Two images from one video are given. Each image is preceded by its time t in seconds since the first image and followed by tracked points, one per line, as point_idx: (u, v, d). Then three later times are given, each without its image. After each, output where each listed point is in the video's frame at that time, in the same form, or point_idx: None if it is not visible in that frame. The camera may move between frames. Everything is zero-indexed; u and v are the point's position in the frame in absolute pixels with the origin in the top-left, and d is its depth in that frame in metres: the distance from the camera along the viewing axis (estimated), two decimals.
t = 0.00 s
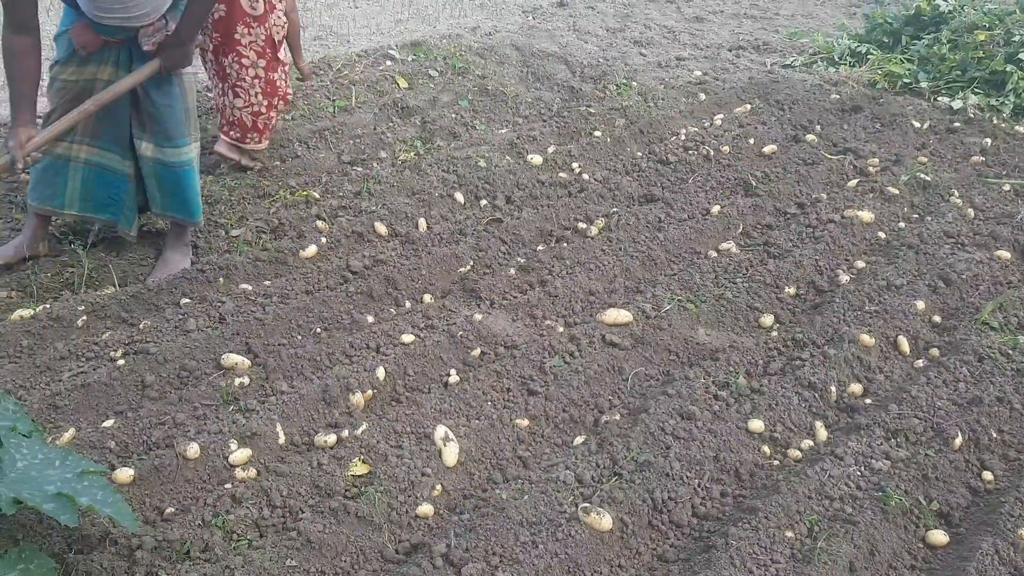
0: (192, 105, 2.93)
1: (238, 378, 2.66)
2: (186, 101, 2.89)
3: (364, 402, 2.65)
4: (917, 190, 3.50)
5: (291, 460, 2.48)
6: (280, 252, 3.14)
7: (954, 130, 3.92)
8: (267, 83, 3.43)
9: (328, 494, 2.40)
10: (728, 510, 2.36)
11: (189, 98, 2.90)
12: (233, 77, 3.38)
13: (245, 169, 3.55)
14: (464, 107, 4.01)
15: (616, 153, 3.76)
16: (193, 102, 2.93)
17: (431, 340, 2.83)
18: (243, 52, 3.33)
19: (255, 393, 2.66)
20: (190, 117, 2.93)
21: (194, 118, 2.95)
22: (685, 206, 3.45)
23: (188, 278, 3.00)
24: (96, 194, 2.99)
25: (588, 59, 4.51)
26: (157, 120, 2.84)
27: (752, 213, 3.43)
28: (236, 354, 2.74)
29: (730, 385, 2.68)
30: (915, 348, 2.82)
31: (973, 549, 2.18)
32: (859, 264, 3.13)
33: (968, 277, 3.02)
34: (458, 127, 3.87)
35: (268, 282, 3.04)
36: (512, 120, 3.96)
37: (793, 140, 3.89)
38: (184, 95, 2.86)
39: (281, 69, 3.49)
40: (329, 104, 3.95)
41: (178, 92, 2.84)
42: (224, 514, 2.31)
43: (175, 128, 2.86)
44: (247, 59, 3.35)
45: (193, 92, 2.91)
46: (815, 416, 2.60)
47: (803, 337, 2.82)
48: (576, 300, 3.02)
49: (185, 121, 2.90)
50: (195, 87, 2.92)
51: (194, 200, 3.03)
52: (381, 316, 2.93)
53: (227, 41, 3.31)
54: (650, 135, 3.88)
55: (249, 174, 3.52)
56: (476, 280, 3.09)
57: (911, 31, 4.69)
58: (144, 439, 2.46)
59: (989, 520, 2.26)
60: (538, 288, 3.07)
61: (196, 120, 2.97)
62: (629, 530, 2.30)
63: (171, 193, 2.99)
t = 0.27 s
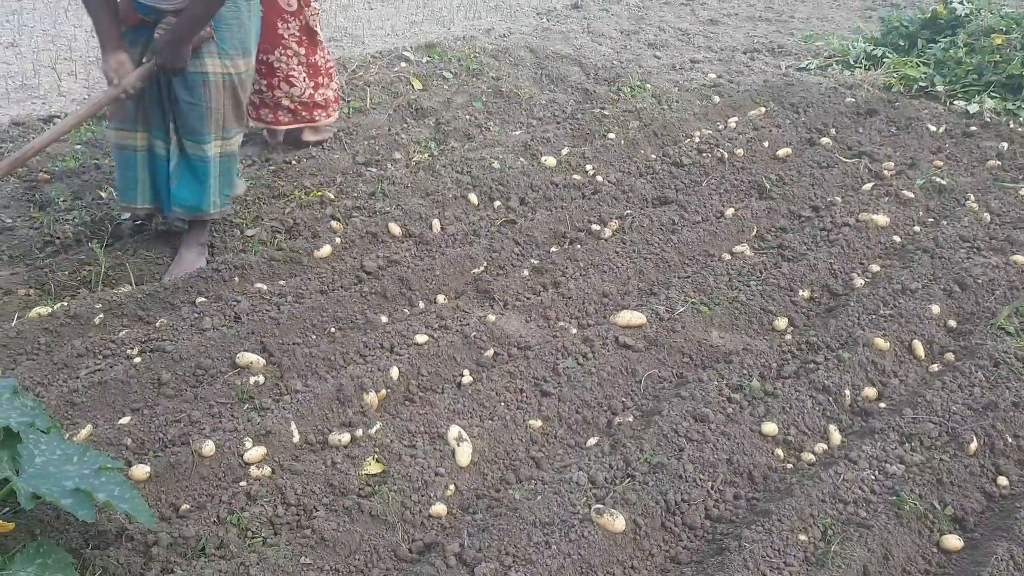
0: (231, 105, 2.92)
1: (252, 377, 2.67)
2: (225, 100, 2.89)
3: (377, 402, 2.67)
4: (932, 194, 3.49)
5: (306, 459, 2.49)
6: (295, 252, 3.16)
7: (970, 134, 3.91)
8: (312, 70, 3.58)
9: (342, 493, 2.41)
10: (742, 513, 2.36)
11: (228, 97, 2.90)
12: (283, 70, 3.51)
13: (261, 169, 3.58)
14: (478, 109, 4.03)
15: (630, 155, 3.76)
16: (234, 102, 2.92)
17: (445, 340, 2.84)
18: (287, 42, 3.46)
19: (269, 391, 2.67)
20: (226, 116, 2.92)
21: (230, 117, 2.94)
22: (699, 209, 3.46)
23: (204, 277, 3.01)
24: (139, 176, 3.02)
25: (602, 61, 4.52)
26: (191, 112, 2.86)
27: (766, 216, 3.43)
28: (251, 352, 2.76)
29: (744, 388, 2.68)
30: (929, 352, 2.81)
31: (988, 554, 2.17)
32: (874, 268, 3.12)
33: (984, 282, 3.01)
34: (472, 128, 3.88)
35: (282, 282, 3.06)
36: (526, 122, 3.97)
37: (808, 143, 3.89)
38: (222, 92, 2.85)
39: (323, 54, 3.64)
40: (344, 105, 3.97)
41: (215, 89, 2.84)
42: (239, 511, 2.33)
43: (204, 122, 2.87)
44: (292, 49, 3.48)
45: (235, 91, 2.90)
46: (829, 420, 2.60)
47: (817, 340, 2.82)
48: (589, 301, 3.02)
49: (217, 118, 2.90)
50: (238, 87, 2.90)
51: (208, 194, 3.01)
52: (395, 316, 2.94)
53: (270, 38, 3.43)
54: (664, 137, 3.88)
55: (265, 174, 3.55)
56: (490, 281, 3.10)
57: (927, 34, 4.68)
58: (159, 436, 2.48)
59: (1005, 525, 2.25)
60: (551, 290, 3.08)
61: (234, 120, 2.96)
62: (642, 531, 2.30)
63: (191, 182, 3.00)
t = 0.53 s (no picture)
0: (266, 110, 2.82)
1: (270, 376, 2.69)
2: (260, 104, 2.79)
3: (394, 401, 2.68)
4: (951, 199, 3.48)
5: (323, 457, 2.51)
6: (312, 252, 3.18)
7: (989, 139, 3.89)
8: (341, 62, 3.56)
9: (359, 491, 2.42)
10: (758, 517, 2.35)
11: (264, 102, 2.80)
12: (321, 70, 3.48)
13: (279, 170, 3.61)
14: (495, 111, 4.04)
15: (646, 158, 3.77)
16: (271, 107, 2.82)
17: (461, 341, 2.85)
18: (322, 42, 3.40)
19: (287, 390, 2.68)
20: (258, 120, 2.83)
21: (263, 122, 2.84)
22: (716, 212, 3.46)
23: (223, 276, 3.03)
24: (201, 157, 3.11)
25: (619, 64, 4.53)
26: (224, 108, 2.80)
27: (783, 220, 3.43)
28: (269, 351, 2.77)
29: (760, 391, 2.68)
30: (948, 358, 2.80)
31: (1007, 561, 2.16)
32: (892, 273, 3.11)
33: (1003, 287, 3.00)
34: (488, 130, 3.90)
35: (300, 281, 3.07)
36: (543, 124, 3.99)
37: (825, 147, 3.89)
38: (254, 96, 2.76)
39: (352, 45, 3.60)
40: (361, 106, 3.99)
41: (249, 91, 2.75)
42: (257, 508, 2.35)
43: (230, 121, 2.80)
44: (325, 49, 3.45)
45: (274, 97, 2.80)
46: (846, 424, 2.59)
47: (834, 345, 2.82)
48: (606, 304, 3.03)
49: (245, 120, 2.81)
50: (277, 93, 2.79)
51: (225, 191, 2.96)
52: (412, 317, 2.96)
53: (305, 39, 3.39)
54: (681, 140, 3.88)
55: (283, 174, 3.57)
56: (506, 282, 3.11)
57: (946, 39, 4.66)
58: (178, 434, 2.49)
59: None
60: (568, 291, 3.09)
61: (267, 125, 2.86)
62: (658, 534, 2.30)
63: (216, 175, 2.96)
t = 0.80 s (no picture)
0: (311, 103, 2.84)
1: (289, 376, 2.70)
2: (305, 97, 2.82)
3: (411, 403, 2.69)
4: (972, 206, 3.46)
5: (341, 458, 2.52)
6: (331, 254, 3.19)
7: (1011, 146, 3.86)
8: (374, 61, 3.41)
9: (376, 492, 2.43)
10: (776, 523, 2.34)
11: (309, 95, 2.83)
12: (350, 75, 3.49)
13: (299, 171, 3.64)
14: (513, 114, 4.05)
15: (664, 162, 3.77)
16: (317, 100, 2.85)
17: (479, 343, 2.86)
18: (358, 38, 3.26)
19: (305, 391, 2.70)
20: (305, 113, 2.86)
21: (310, 115, 2.87)
22: (734, 217, 3.46)
23: (242, 276, 3.05)
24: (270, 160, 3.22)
25: (637, 68, 4.53)
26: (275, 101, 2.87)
27: (802, 225, 3.42)
28: (287, 352, 2.79)
29: (778, 398, 2.67)
30: (968, 365, 2.78)
31: None
32: (911, 279, 3.10)
33: None
34: (506, 133, 3.91)
35: (318, 283, 3.09)
36: (561, 128, 4.00)
37: (845, 153, 3.88)
38: (298, 88, 2.79)
39: (385, 39, 3.45)
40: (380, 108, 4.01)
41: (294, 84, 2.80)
42: (275, 508, 2.36)
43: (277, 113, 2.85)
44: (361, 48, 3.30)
45: (319, 89, 2.82)
46: (864, 431, 2.58)
47: (853, 351, 2.81)
48: (623, 308, 3.03)
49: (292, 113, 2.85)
50: (322, 86, 2.82)
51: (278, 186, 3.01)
52: (429, 318, 2.97)
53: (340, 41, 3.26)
54: (699, 145, 3.88)
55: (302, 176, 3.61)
56: (524, 286, 3.12)
57: (968, 45, 4.64)
58: (197, 433, 2.51)
59: None
60: (585, 295, 3.09)
61: (314, 119, 2.89)
62: (675, 539, 2.30)
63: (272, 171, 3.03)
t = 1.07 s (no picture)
0: (354, 121, 2.91)
1: (307, 376, 2.71)
2: (347, 115, 2.89)
3: (428, 405, 2.69)
4: (995, 213, 3.43)
5: (358, 459, 2.52)
6: (350, 255, 3.21)
7: None
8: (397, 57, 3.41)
9: (393, 494, 2.44)
10: (795, 531, 2.33)
11: (352, 114, 2.89)
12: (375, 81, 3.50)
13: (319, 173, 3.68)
14: (532, 117, 4.06)
15: (684, 167, 3.77)
16: (360, 117, 2.91)
17: (496, 346, 2.86)
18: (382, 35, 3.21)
19: (323, 391, 2.71)
20: (349, 131, 2.93)
21: (354, 132, 2.94)
22: (754, 222, 3.45)
23: (262, 277, 3.07)
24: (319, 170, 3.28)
25: (657, 72, 4.53)
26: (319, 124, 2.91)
27: (822, 231, 3.41)
28: (306, 353, 2.80)
29: (797, 405, 2.66)
30: (990, 374, 2.76)
31: None
32: (933, 287, 3.07)
33: None
34: (526, 136, 3.92)
35: (337, 284, 3.11)
36: (580, 131, 4.00)
37: (866, 159, 3.86)
38: (340, 108, 2.86)
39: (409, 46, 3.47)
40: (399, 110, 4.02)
41: (336, 104, 2.86)
42: (292, 508, 2.37)
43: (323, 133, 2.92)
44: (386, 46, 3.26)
45: (361, 107, 2.89)
46: (884, 439, 2.57)
47: (873, 359, 2.79)
48: (641, 313, 3.03)
49: (337, 132, 2.92)
50: (364, 103, 2.88)
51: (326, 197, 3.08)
52: (447, 321, 2.97)
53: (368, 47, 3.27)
54: (719, 149, 3.88)
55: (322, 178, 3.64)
56: (542, 289, 3.12)
57: (992, 51, 4.60)
58: (217, 432, 2.52)
59: None
60: (603, 299, 3.09)
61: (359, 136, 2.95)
62: (692, 546, 2.28)
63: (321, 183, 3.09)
